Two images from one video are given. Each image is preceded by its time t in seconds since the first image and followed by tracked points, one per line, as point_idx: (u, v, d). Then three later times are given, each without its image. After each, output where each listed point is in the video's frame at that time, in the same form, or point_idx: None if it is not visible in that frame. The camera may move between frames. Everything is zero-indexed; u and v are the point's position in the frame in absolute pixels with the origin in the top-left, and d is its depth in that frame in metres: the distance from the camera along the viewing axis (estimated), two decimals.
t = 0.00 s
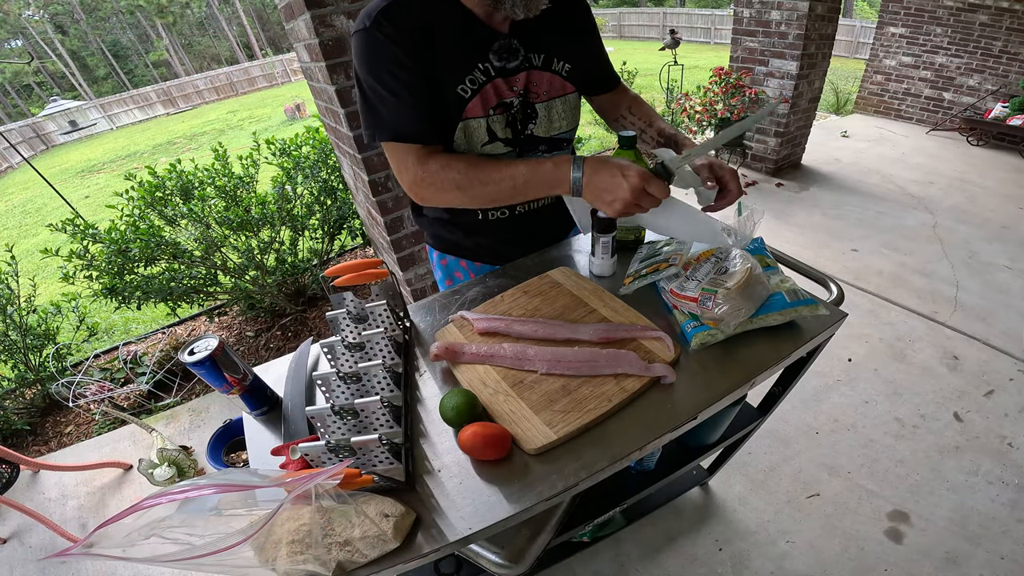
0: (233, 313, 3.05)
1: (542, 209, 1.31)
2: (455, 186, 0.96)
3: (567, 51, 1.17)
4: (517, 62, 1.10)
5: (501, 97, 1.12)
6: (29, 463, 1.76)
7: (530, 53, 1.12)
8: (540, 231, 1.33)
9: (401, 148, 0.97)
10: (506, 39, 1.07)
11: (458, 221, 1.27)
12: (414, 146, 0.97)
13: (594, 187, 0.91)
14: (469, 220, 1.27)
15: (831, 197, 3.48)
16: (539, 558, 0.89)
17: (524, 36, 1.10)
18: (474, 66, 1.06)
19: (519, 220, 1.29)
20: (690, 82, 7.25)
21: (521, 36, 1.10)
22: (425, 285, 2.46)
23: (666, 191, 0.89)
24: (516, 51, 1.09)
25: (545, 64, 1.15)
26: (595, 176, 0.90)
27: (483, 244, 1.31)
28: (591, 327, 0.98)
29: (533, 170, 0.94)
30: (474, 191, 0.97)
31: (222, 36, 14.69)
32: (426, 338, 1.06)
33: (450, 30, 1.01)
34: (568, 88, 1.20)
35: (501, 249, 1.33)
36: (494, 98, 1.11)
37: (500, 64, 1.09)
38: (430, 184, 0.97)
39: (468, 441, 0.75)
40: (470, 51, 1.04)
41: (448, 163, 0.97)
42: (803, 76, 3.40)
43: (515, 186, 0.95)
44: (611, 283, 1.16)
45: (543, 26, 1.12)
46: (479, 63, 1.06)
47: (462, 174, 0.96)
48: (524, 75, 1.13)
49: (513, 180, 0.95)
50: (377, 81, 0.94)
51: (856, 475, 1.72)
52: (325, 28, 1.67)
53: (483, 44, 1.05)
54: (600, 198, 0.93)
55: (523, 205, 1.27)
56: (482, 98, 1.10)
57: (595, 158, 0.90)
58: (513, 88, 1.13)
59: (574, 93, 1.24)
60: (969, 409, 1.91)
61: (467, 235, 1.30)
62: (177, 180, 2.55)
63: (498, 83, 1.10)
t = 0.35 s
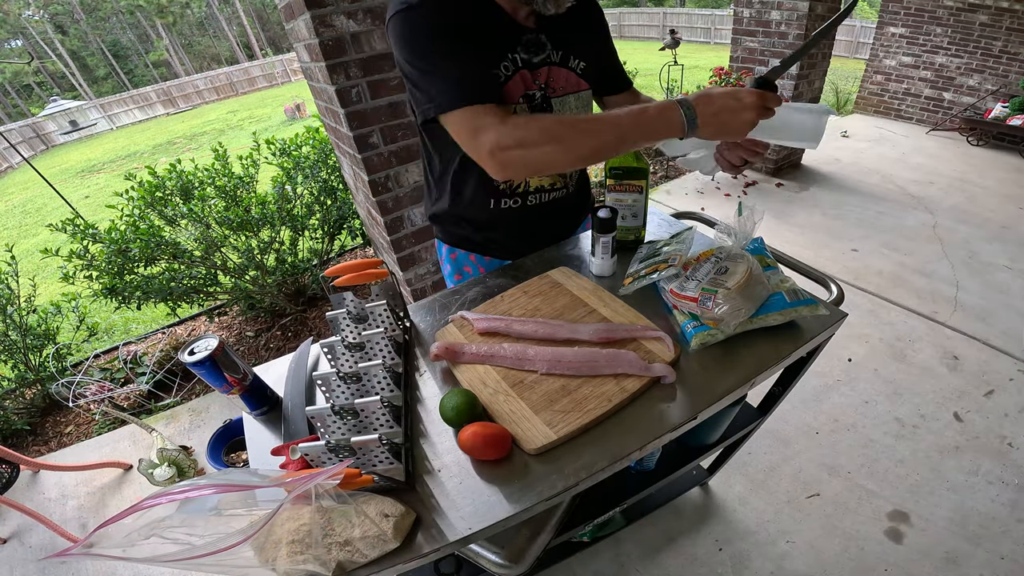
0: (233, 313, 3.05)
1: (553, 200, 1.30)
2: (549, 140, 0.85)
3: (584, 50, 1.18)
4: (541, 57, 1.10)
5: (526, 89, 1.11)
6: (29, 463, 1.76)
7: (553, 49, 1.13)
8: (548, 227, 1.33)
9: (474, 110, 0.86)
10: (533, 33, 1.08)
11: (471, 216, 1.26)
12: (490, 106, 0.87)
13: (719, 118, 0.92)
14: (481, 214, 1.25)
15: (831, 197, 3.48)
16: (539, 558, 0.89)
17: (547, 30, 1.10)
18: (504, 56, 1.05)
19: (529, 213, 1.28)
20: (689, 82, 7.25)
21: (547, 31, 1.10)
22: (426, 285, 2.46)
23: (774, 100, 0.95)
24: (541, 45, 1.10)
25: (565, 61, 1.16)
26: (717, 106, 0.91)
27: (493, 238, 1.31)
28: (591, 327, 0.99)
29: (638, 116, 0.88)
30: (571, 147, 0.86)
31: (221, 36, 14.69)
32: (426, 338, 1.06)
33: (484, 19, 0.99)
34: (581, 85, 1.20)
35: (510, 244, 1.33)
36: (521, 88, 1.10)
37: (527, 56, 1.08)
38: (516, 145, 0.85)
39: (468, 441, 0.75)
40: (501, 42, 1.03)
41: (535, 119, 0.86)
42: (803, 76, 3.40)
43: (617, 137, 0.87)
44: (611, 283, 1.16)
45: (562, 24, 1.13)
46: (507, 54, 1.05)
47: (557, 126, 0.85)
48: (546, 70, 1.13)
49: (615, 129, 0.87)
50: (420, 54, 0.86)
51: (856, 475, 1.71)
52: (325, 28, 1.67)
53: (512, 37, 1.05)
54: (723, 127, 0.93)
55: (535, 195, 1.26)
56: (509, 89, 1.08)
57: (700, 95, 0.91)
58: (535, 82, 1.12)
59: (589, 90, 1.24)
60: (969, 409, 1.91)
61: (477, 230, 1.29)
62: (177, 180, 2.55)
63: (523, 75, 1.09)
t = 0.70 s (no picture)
0: (233, 313, 3.05)
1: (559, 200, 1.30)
2: (550, 156, 0.87)
3: (595, 53, 1.20)
4: (559, 57, 1.10)
5: (543, 90, 1.10)
6: (29, 463, 1.76)
7: (569, 50, 1.13)
8: (554, 226, 1.34)
9: (478, 115, 0.86)
10: (553, 33, 1.08)
11: (479, 216, 1.26)
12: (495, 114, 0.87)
13: (712, 168, 0.94)
14: (489, 213, 1.25)
15: (831, 197, 3.48)
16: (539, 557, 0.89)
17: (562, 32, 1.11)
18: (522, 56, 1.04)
19: (536, 213, 1.29)
20: (689, 82, 7.25)
21: (564, 34, 1.11)
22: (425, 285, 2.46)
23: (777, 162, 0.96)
24: (560, 46, 1.10)
25: (579, 63, 1.16)
26: (712, 156, 0.93)
27: (500, 237, 1.31)
28: (591, 327, 0.99)
29: (640, 142, 0.91)
30: (569, 165, 0.88)
31: (221, 36, 14.68)
32: (426, 338, 1.06)
33: (501, 20, 0.98)
34: (593, 87, 1.20)
35: (518, 244, 1.33)
36: (537, 89, 1.09)
37: (546, 57, 1.08)
38: (517, 155, 0.86)
39: (468, 441, 0.75)
40: (522, 42, 1.03)
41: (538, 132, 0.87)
42: (803, 76, 3.40)
43: (616, 160, 0.90)
44: (611, 283, 1.16)
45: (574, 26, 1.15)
46: (526, 53, 1.04)
47: (557, 146, 0.87)
48: (563, 71, 1.13)
49: (616, 153, 0.90)
50: (437, 51, 0.86)
51: (856, 475, 1.72)
52: (325, 28, 1.67)
53: (532, 36, 1.05)
54: (715, 179, 0.95)
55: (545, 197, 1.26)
56: (527, 88, 1.07)
57: (703, 137, 0.94)
58: (552, 82, 1.11)
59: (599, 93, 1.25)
60: (969, 409, 1.91)
61: (485, 228, 1.29)
62: (177, 180, 2.55)
63: (541, 75, 1.08)
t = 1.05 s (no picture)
0: (233, 313, 3.05)
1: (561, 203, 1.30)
2: (481, 164, 0.86)
3: (605, 58, 1.19)
4: (564, 61, 1.10)
5: (543, 93, 1.10)
6: (29, 463, 1.76)
7: (575, 54, 1.12)
8: (555, 228, 1.34)
9: (431, 122, 0.89)
10: (557, 37, 1.08)
11: (480, 215, 1.27)
12: (449, 122, 0.89)
13: (646, 161, 0.86)
14: (489, 214, 1.26)
15: (831, 197, 3.48)
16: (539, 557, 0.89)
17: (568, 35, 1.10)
18: (521, 59, 1.04)
19: (537, 216, 1.28)
20: (689, 82, 7.25)
21: (570, 38, 1.10)
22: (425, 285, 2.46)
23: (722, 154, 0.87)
24: (565, 49, 1.09)
25: (587, 66, 1.15)
26: (646, 148, 0.86)
27: (500, 237, 1.31)
28: (591, 327, 0.99)
29: (568, 147, 0.86)
30: (497, 172, 0.86)
31: (221, 36, 14.66)
32: (426, 338, 1.06)
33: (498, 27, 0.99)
34: (600, 91, 1.19)
35: (519, 244, 1.33)
36: (536, 92, 1.09)
37: (548, 61, 1.08)
38: (450, 163, 0.87)
39: (468, 441, 0.75)
40: (523, 46, 1.03)
41: (474, 141, 0.88)
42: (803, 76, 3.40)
43: (545, 164, 0.86)
44: (611, 283, 1.16)
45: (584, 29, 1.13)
46: (526, 57, 1.05)
47: (489, 153, 0.86)
48: (567, 74, 1.12)
49: (544, 156, 0.86)
50: (422, 55, 0.88)
51: (856, 475, 1.72)
52: (325, 28, 1.67)
53: (534, 40, 1.05)
54: (653, 176, 0.88)
55: (546, 201, 1.26)
56: (525, 92, 1.07)
57: (637, 133, 0.86)
58: (555, 85, 1.11)
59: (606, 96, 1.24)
60: (970, 409, 1.91)
61: (485, 228, 1.30)
62: (177, 180, 2.55)
63: (541, 79, 1.08)
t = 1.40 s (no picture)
0: (233, 313, 3.05)
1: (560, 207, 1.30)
2: (431, 173, 0.93)
3: (606, 60, 1.18)
4: (561, 64, 1.10)
5: (539, 98, 1.10)
6: (29, 463, 1.76)
7: (574, 57, 1.12)
8: (554, 228, 1.34)
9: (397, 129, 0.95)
10: (554, 40, 1.07)
11: (479, 215, 1.27)
12: (415, 131, 0.95)
13: (573, 175, 0.86)
14: (489, 214, 1.26)
15: (831, 197, 3.48)
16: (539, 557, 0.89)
17: (568, 37, 1.09)
18: (514, 65, 1.04)
19: (535, 218, 1.29)
20: (689, 82, 7.25)
21: (568, 40, 1.09)
22: (425, 285, 2.46)
23: (651, 173, 0.85)
24: (563, 52, 1.09)
25: (588, 69, 1.14)
26: (574, 162, 0.85)
27: (499, 237, 1.31)
28: (591, 327, 0.99)
29: (505, 157, 0.89)
30: (446, 180, 0.92)
31: (221, 36, 14.65)
32: (426, 338, 1.06)
33: (488, 32, 1.00)
34: (601, 93, 1.18)
35: (518, 245, 1.33)
36: (530, 98, 1.09)
37: (544, 65, 1.08)
38: (410, 168, 0.94)
39: (468, 441, 0.75)
40: (516, 51, 1.03)
41: (431, 150, 0.94)
42: (803, 76, 3.40)
43: (486, 175, 0.90)
44: (611, 283, 1.16)
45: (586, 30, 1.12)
46: (520, 62, 1.05)
47: (441, 163, 0.92)
48: (566, 77, 1.11)
49: (483, 169, 0.90)
50: (404, 68, 0.91)
51: (856, 475, 1.72)
52: (325, 28, 1.67)
53: (529, 44, 1.04)
54: (580, 190, 0.88)
55: (544, 204, 1.26)
56: (518, 97, 1.08)
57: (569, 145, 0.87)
58: (552, 89, 1.11)
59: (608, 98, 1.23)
60: (970, 409, 1.91)
61: (484, 228, 1.30)
62: (177, 180, 2.54)
63: (537, 83, 1.08)
